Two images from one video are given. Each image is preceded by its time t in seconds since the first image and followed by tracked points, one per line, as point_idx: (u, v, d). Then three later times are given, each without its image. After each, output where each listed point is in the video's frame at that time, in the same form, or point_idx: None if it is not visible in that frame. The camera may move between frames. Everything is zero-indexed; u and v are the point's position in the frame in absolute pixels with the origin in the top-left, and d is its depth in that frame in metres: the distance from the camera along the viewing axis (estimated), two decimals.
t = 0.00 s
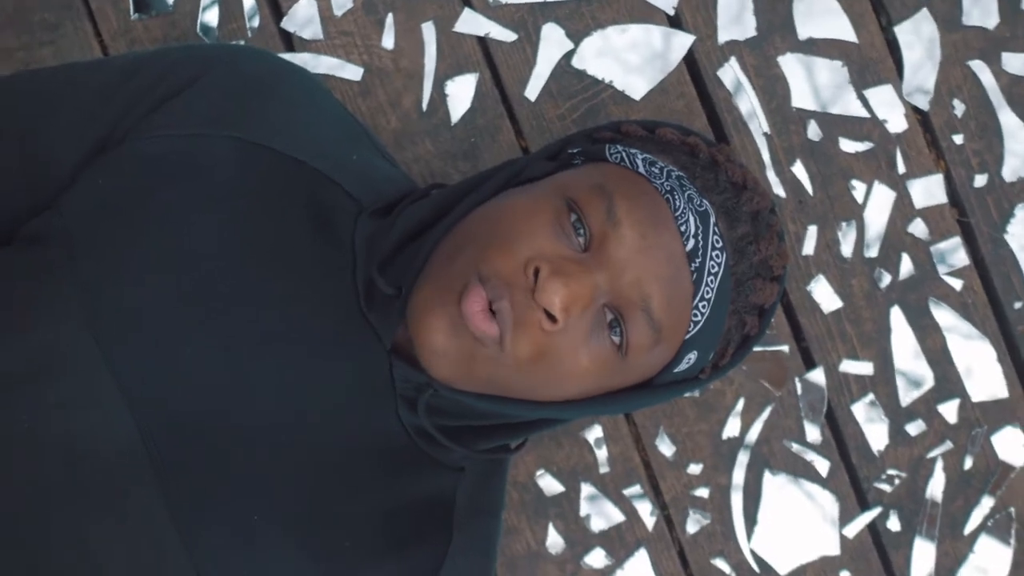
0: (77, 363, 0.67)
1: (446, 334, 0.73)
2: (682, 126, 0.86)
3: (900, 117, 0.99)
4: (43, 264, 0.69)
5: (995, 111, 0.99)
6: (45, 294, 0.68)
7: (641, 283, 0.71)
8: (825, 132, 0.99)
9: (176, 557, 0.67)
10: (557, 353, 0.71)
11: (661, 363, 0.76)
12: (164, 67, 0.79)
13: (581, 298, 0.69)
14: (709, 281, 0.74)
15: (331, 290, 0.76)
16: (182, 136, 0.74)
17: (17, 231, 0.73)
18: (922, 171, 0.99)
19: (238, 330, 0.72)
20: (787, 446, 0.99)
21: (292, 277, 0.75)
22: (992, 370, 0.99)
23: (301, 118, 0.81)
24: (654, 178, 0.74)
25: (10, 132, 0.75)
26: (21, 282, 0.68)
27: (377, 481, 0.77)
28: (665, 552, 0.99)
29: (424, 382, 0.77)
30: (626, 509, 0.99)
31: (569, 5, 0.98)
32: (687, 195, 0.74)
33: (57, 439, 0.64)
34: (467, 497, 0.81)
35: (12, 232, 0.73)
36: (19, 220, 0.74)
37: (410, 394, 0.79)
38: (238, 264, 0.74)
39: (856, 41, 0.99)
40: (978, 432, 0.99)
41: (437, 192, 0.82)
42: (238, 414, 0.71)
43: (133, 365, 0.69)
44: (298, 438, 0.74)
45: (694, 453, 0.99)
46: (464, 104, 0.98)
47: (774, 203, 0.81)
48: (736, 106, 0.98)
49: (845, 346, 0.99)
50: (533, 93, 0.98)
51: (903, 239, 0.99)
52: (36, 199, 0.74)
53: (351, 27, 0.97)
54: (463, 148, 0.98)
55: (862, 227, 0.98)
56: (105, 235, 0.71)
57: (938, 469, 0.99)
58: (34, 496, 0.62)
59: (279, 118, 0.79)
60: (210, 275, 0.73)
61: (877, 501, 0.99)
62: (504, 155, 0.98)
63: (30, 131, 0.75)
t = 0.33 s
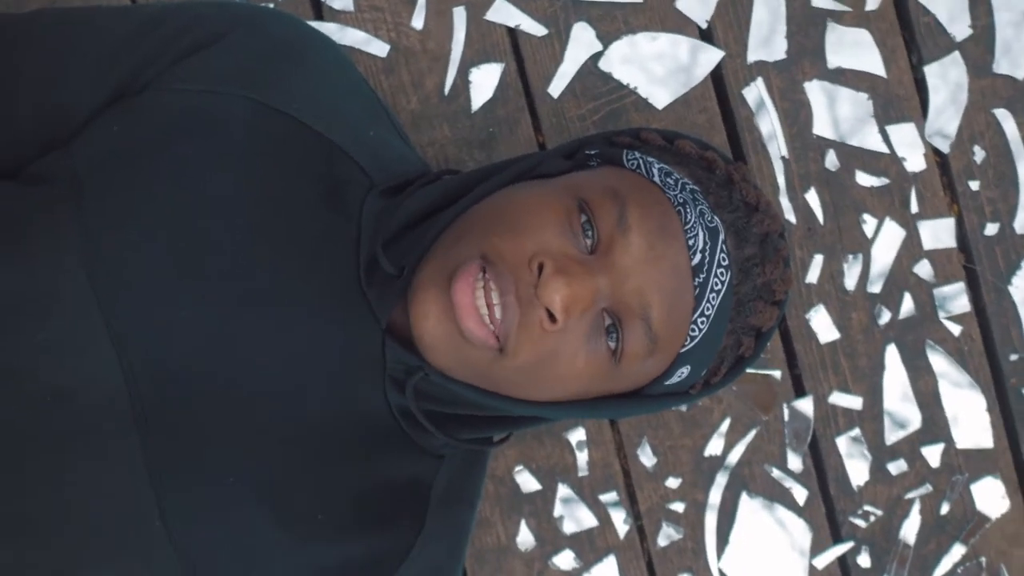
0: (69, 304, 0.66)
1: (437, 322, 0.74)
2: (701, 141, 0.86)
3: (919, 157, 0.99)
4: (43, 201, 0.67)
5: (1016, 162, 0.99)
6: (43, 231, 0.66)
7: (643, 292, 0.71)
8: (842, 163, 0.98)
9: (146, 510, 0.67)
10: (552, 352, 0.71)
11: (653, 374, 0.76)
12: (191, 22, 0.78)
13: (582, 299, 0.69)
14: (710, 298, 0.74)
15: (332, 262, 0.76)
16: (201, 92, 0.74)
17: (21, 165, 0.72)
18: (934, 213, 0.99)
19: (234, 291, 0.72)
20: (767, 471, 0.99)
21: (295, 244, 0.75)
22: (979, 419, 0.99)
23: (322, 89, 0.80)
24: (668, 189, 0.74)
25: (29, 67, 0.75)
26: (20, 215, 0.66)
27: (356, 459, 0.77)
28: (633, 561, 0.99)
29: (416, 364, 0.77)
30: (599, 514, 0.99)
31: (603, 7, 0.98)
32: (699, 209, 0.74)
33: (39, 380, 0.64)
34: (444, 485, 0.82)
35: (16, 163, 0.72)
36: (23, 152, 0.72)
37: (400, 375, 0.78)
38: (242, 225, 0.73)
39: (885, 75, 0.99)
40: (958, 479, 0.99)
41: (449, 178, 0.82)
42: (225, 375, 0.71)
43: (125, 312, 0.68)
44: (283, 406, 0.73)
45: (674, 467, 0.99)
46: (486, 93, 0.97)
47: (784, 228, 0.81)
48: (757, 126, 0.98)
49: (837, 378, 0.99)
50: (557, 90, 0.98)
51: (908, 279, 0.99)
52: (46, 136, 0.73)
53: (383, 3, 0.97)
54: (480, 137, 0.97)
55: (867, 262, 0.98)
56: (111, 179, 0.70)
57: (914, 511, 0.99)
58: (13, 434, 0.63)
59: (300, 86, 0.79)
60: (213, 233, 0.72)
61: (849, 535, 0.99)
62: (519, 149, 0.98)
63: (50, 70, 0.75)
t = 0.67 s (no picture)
0: (71, 248, 0.66)
1: (437, 309, 0.74)
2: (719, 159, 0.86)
3: (934, 201, 0.98)
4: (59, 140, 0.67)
5: None
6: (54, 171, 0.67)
7: (644, 303, 0.71)
8: (857, 198, 0.98)
9: (124, 456, 0.68)
10: (545, 353, 0.71)
11: (643, 385, 0.76)
12: None
13: (582, 303, 0.69)
14: (710, 317, 0.74)
15: (338, 236, 0.75)
16: (228, 51, 0.74)
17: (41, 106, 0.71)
18: (942, 259, 0.99)
19: (237, 253, 0.71)
20: (745, 495, 0.99)
21: (301, 214, 0.74)
22: (961, 468, 0.99)
23: (347, 63, 0.80)
24: (681, 203, 0.74)
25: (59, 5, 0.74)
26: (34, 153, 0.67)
27: (338, 435, 0.76)
28: (601, 568, 0.99)
29: (409, 348, 0.76)
30: (573, 518, 0.99)
31: (637, 15, 0.98)
32: (710, 227, 0.74)
33: (34, 318, 0.64)
34: (423, 472, 0.81)
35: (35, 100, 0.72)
36: (46, 93, 0.72)
37: (393, 357, 0.77)
38: (252, 188, 0.73)
39: (910, 116, 0.99)
40: (933, 526, 0.99)
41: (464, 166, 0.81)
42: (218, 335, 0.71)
43: (127, 261, 0.68)
44: (271, 374, 0.73)
45: (653, 480, 0.99)
46: (510, 86, 0.97)
47: (791, 257, 0.81)
48: (776, 152, 0.98)
49: (825, 411, 0.99)
50: (582, 91, 0.98)
51: (908, 321, 0.99)
52: (70, 78, 0.73)
53: None
54: (500, 129, 0.97)
55: (870, 299, 0.98)
56: (128, 128, 0.70)
57: (886, 552, 0.99)
58: None
59: (326, 57, 0.79)
60: (223, 193, 0.71)
61: (818, 569, 0.99)
62: (537, 145, 0.97)
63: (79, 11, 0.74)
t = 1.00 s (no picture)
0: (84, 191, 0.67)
1: (437, 296, 0.73)
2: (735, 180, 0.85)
3: (943, 249, 0.98)
4: (82, 85, 0.69)
5: None
6: (74, 115, 0.68)
7: (644, 315, 0.70)
8: (867, 237, 0.98)
9: (109, 403, 0.68)
10: (539, 353, 0.71)
11: (632, 397, 0.76)
12: None
13: (583, 307, 0.68)
14: (708, 338, 0.73)
15: (348, 212, 0.74)
16: (261, 14, 0.73)
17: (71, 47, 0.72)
18: (944, 307, 0.99)
19: (245, 216, 0.71)
20: (719, 517, 0.99)
21: (314, 184, 0.73)
22: (937, 517, 0.99)
23: (378, 40, 0.79)
24: (693, 221, 0.73)
25: None
26: (58, 95, 0.68)
27: (325, 411, 0.76)
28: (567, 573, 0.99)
29: (404, 331, 0.76)
30: (545, 520, 0.99)
31: (671, 27, 0.98)
32: (720, 248, 0.73)
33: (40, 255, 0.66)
34: (403, 457, 0.81)
35: (66, 40, 0.73)
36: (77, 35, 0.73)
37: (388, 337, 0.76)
38: (268, 154, 0.72)
39: (930, 161, 0.99)
40: (902, 571, 0.99)
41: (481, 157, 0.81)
42: (216, 295, 0.70)
43: (136, 210, 0.68)
44: (265, 341, 0.72)
45: (630, 492, 0.99)
46: (537, 82, 0.97)
47: (796, 287, 0.81)
48: (792, 181, 0.98)
49: (809, 444, 0.99)
50: (607, 96, 0.98)
51: (902, 365, 0.99)
52: (101, 22, 0.73)
53: None
54: (521, 124, 0.97)
55: (867, 338, 0.98)
56: (153, 79, 0.70)
57: None
58: None
59: (358, 31, 0.78)
60: (238, 155, 0.71)
61: None
62: (556, 145, 0.97)
63: None
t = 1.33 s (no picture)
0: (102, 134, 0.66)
1: (438, 285, 0.72)
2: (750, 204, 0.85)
3: (946, 298, 0.99)
4: (112, 26, 0.68)
5: None
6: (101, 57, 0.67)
7: (644, 327, 0.70)
8: (872, 277, 0.98)
9: (102, 350, 0.68)
10: (534, 352, 0.70)
11: (620, 407, 0.75)
12: None
13: (585, 313, 0.68)
14: (704, 358, 0.73)
15: (361, 188, 0.74)
16: None
17: None
18: (940, 357, 0.99)
19: (260, 180, 0.71)
20: (691, 537, 0.99)
21: (331, 157, 0.73)
22: (907, 564, 1.00)
23: (411, 21, 0.80)
24: (703, 240, 0.73)
25: None
26: (85, 33, 0.67)
27: (314, 383, 0.76)
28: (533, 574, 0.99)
29: (402, 315, 0.75)
30: (518, 518, 0.99)
31: (704, 44, 0.98)
32: (726, 271, 0.73)
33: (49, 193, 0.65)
34: (385, 438, 0.81)
35: None
36: None
37: (386, 318, 0.76)
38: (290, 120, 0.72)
39: (944, 210, 0.99)
40: None
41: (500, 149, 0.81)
42: (223, 255, 0.70)
43: (152, 159, 0.68)
44: (265, 306, 0.72)
45: (606, 501, 0.99)
46: (564, 82, 0.97)
47: (795, 319, 0.81)
48: (805, 212, 0.98)
49: (789, 476, 0.99)
50: (631, 105, 0.98)
51: (891, 408, 0.99)
52: None
53: None
54: (542, 122, 0.97)
55: (860, 378, 0.98)
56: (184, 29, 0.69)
57: None
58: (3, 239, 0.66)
59: (393, 10, 0.78)
60: (260, 117, 0.71)
61: None
62: (574, 147, 0.97)
63: None
